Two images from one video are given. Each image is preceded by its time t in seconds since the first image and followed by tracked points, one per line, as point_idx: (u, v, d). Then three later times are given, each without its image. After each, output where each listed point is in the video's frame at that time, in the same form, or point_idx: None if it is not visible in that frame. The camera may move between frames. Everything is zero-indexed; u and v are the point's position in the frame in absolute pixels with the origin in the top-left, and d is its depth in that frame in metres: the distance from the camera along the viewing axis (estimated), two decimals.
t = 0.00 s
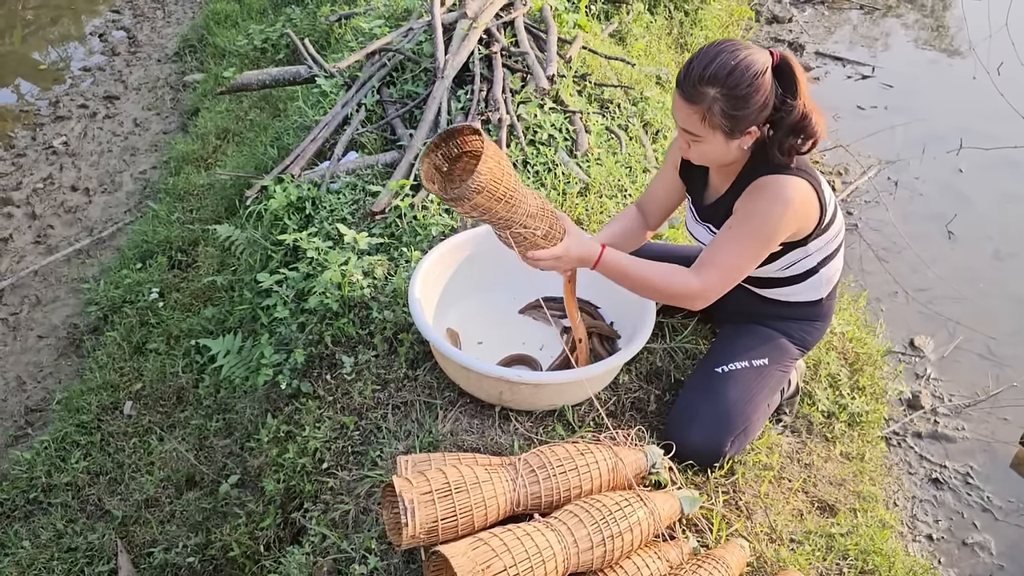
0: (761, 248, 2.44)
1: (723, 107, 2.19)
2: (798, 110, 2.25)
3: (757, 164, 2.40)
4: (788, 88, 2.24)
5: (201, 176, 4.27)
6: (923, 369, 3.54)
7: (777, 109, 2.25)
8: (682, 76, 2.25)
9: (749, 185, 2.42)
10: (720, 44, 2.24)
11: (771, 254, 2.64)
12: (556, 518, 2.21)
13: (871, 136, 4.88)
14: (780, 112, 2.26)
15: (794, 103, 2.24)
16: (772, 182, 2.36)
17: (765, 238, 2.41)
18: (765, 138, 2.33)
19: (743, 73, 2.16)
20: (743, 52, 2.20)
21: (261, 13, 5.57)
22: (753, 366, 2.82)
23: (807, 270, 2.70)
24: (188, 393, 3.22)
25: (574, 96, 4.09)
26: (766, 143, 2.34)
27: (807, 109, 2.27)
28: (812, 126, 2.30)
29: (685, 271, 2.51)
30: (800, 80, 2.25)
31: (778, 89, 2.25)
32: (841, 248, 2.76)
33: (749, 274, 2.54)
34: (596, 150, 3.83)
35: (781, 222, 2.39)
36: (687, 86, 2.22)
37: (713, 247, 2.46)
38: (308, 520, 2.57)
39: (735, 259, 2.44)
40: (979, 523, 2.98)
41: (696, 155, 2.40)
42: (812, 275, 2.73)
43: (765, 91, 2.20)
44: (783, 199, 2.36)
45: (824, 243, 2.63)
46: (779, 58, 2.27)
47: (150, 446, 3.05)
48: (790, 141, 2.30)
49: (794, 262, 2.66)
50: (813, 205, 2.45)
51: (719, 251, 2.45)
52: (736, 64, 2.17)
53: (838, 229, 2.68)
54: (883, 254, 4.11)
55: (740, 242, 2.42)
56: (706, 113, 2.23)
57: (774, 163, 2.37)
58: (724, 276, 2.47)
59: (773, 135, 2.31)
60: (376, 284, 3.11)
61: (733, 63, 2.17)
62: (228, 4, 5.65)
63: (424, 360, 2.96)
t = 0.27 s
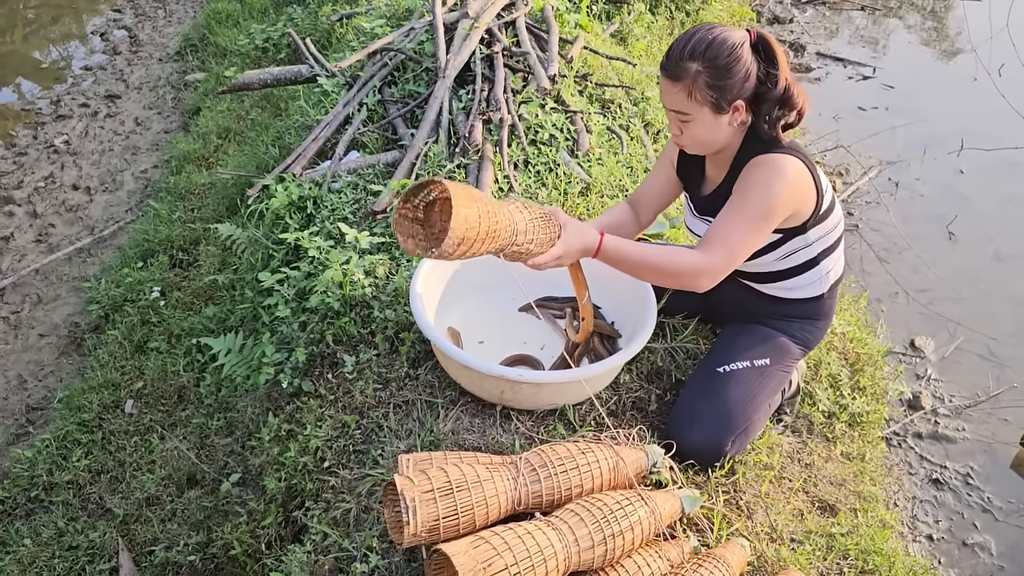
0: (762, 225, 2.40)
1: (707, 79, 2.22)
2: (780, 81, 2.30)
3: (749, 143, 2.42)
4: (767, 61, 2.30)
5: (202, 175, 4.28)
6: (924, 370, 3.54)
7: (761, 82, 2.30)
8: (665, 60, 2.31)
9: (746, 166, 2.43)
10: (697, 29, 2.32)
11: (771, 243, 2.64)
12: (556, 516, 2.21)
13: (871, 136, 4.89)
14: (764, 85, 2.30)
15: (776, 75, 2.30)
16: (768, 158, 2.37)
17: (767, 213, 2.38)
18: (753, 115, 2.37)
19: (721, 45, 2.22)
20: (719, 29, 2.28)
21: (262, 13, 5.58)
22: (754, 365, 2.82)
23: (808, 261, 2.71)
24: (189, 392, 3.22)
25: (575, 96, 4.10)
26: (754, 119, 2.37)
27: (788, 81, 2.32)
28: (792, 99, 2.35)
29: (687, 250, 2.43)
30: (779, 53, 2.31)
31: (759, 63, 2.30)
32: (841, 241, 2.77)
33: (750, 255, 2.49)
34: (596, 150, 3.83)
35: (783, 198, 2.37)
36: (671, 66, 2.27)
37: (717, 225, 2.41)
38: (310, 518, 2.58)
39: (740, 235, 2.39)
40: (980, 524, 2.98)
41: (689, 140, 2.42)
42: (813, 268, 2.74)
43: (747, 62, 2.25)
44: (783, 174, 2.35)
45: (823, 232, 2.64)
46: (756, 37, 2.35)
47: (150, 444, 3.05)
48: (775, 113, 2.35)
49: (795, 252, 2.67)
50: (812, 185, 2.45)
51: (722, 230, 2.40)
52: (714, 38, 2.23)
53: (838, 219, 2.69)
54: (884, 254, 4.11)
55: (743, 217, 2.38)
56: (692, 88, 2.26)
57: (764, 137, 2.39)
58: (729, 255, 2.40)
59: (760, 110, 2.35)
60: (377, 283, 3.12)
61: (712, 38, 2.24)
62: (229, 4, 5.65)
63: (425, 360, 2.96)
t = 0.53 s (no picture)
0: (758, 221, 2.40)
1: (700, 70, 2.23)
2: (773, 73, 2.31)
3: (746, 137, 2.42)
4: (760, 53, 2.31)
5: (205, 174, 4.28)
6: (925, 371, 3.54)
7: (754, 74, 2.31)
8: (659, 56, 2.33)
9: (743, 161, 2.42)
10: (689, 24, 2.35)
11: (771, 240, 2.64)
12: (558, 515, 2.21)
13: (874, 137, 4.88)
14: (758, 77, 2.31)
15: (768, 66, 2.31)
16: (763, 154, 2.36)
17: (763, 210, 2.38)
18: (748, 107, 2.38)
19: (712, 36, 2.24)
20: (711, 22, 2.29)
21: (265, 12, 5.58)
22: (756, 365, 2.82)
23: (808, 258, 2.71)
24: (192, 390, 3.23)
25: (577, 95, 4.11)
26: (749, 111, 2.38)
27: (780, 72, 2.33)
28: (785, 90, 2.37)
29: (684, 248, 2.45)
30: (771, 45, 2.32)
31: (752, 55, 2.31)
32: (842, 239, 2.77)
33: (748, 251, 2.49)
34: (599, 149, 3.84)
35: (778, 194, 2.37)
36: (664, 60, 2.29)
37: (712, 223, 2.42)
38: (312, 517, 2.58)
39: (735, 233, 2.40)
40: (981, 524, 2.98)
41: (686, 134, 2.43)
42: (813, 266, 2.74)
43: (739, 53, 2.26)
44: (777, 170, 2.35)
45: (823, 230, 2.64)
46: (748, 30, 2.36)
47: (152, 442, 3.06)
48: (769, 105, 2.35)
49: (794, 249, 2.67)
50: (810, 181, 2.44)
51: (718, 227, 2.40)
52: (704, 30, 2.25)
53: (838, 217, 2.69)
54: (886, 255, 4.11)
55: (738, 214, 2.39)
56: (685, 81, 2.27)
57: (759, 129, 2.40)
58: (727, 253, 2.42)
59: (754, 103, 2.36)
60: (380, 282, 3.12)
61: (702, 30, 2.26)
62: (232, 2, 5.65)
63: (428, 359, 2.96)
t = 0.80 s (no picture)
0: (758, 222, 2.40)
1: (695, 66, 2.25)
2: (771, 71, 2.32)
3: (745, 136, 2.42)
4: (757, 51, 2.32)
5: (207, 174, 4.29)
6: (928, 373, 3.54)
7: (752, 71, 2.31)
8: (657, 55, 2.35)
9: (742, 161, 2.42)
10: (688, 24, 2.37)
11: (771, 241, 2.64)
12: (561, 516, 2.21)
13: (876, 139, 4.88)
14: (756, 75, 2.32)
15: (766, 63, 2.31)
16: (762, 154, 2.36)
17: (762, 210, 2.38)
18: (747, 105, 2.38)
19: (707, 34, 2.25)
20: (708, 21, 2.31)
21: (268, 11, 5.59)
22: (758, 366, 2.82)
23: (809, 259, 2.70)
24: (194, 390, 3.23)
25: (580, 96, 4.11)
26: (747, 110, 2.39)
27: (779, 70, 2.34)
28: (784, 88, 2.37)
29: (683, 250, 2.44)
30: (769, 43, 2.33)
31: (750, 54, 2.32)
32: (844, 240, 2.76)
33: (748, 252, 2.48)
34: (602, 150, 3.84)
35: (778, 194, 2.37)
36: (661, 58, 2.32)
37: (712, 225, 2.41)
38: (314, 517, 2.58)
39: (735, 234, 2.39)
40: (983, 527, 2.98)
41: (684, 133, 2.43)
42: (814, 266, 2.74)
43: (735, 50, 2.27)
44: (776, 170, 2.34)
45: (824, 230, 2.64)
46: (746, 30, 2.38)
47: (154, 442, 3.06)
48: (767, 102, 2.36)
49: (795, 250, 2.67)
50: (809, 181, 2.44)
51: (718, 229, 2.40)
52: (701, 29, 2.27)
53: (839, 217, 2.68)
54: (888, 257, 4.11)
55: (738, 216, 2.38)
56: (681, 78, 2.29)
57: (757, 127, 2.40)
58: (727, 254, 2.41)
59: (753, 101, 2.36)
60: (383, 283, 3.11)
61: (698, 29, 2.28)
62: (234, 2, 5.66)
63: (430, 359, 2.96)
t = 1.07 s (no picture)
0: (759, 228, 2.39)
1: (692, 67, 2.25)
2: (769, 73, 2.32)
3: (744, 138, 2.42)
4: (755, 53, 2.32)
5: (208, 174, 4.29)
6: (928, 374, 3.54)
7: (750, 73, 2.31)
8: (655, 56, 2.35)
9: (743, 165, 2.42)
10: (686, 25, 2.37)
11: (772, 244, 2.64)
12: (562, 517, 2.21)
13: (877, 140, 4.88)
14: (753, 77, 2.32)
15: (764, 65, 2.31)
16: (762, 159, 2.36)
17: (762, 216, 2.37)
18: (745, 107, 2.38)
19: (704, 35, 2.26)
20: (706, 22, 2.32)
21: (268, 11, 5.59)
22: (759, 367, 2.82)
23: (810, 261, 2.70)
24: (194, 390, 3.23)
25: (581, 96, 4.10)
26: (746, 112, 2.39)
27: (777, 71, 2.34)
28: (782, 90, 2.37)
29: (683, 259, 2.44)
30: (766, 45, 2.33)
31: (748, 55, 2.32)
32: (844, 241, 2.76)
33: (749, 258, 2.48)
34: (602, 151, 3.84)
35: (778, 200, 2.36)
36: (659, 59, 2.32)
37: (712, 232, 2.40)
38: (314, 517, 2.58)
39: (735, 241, 2.38)
40: (983, 528, 2.98)
41: (683, 133, 2.43)
42: (816, 268, 2.73)
43: (732, 51, 2.27)
44: (775, 175, 2.34)
45: (824, 232, 2.64)
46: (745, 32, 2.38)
47: (155, 442, 3.06)
48: (765, 104, 2.36)
49: (796, 252, 2.67)
50: (809, 184, 2.43)
51: (718, 236, 2.39)
52: (698, 29, 2.28)
53: (839, 220, 2.68)
54: (889, 258, 4.11)
55: (738, 223, 2.37)
56: (678, 79, 2.29)
57: (756, 129, 2.41)
58: (728, 261, 2.40)
59: (751, 103, 2.36)
60: (384, 283, 3.10)
61: (696, 29, 2.28)
62: (235, 2, 5.66)
63: (430, 360, 2.95)
